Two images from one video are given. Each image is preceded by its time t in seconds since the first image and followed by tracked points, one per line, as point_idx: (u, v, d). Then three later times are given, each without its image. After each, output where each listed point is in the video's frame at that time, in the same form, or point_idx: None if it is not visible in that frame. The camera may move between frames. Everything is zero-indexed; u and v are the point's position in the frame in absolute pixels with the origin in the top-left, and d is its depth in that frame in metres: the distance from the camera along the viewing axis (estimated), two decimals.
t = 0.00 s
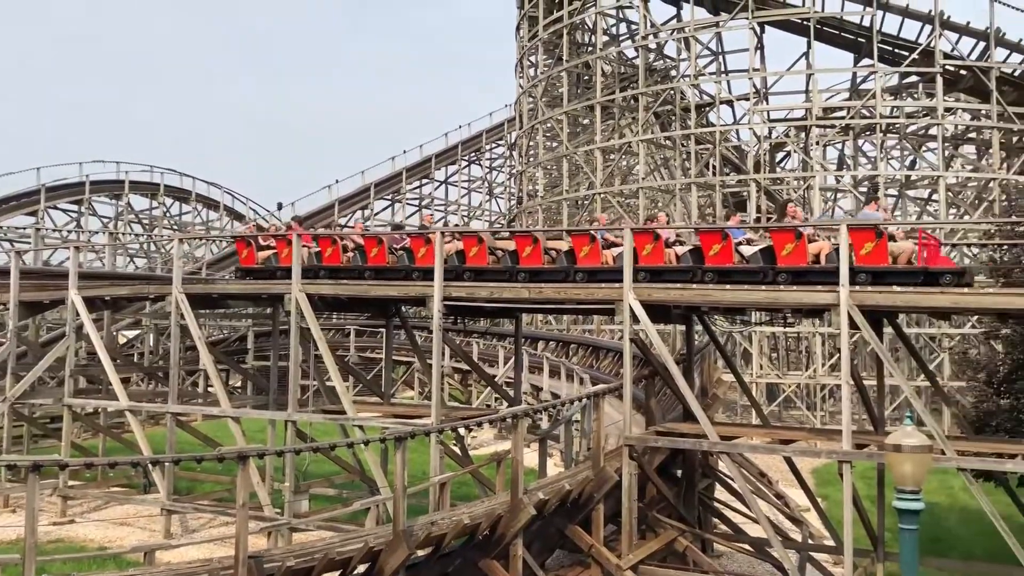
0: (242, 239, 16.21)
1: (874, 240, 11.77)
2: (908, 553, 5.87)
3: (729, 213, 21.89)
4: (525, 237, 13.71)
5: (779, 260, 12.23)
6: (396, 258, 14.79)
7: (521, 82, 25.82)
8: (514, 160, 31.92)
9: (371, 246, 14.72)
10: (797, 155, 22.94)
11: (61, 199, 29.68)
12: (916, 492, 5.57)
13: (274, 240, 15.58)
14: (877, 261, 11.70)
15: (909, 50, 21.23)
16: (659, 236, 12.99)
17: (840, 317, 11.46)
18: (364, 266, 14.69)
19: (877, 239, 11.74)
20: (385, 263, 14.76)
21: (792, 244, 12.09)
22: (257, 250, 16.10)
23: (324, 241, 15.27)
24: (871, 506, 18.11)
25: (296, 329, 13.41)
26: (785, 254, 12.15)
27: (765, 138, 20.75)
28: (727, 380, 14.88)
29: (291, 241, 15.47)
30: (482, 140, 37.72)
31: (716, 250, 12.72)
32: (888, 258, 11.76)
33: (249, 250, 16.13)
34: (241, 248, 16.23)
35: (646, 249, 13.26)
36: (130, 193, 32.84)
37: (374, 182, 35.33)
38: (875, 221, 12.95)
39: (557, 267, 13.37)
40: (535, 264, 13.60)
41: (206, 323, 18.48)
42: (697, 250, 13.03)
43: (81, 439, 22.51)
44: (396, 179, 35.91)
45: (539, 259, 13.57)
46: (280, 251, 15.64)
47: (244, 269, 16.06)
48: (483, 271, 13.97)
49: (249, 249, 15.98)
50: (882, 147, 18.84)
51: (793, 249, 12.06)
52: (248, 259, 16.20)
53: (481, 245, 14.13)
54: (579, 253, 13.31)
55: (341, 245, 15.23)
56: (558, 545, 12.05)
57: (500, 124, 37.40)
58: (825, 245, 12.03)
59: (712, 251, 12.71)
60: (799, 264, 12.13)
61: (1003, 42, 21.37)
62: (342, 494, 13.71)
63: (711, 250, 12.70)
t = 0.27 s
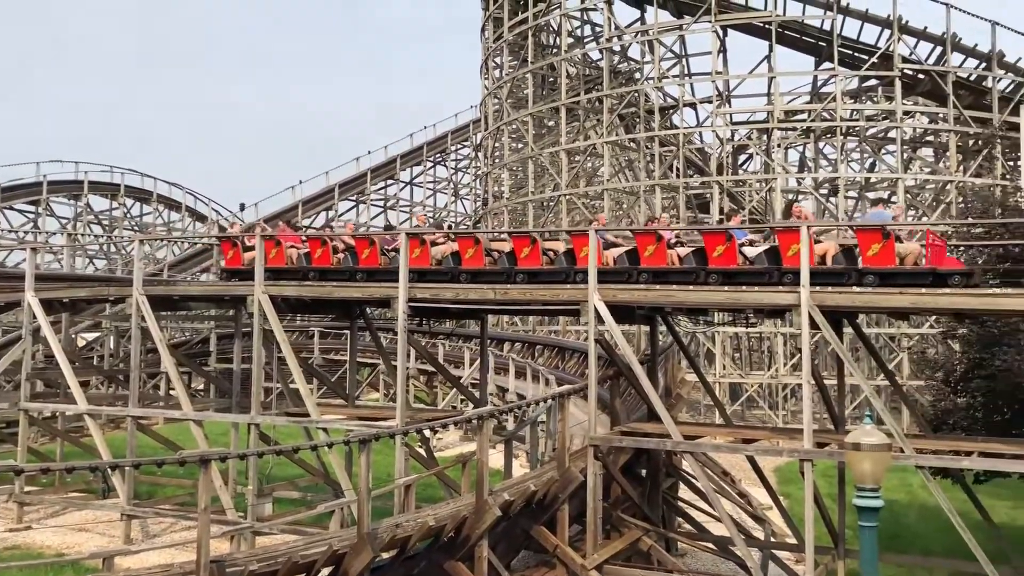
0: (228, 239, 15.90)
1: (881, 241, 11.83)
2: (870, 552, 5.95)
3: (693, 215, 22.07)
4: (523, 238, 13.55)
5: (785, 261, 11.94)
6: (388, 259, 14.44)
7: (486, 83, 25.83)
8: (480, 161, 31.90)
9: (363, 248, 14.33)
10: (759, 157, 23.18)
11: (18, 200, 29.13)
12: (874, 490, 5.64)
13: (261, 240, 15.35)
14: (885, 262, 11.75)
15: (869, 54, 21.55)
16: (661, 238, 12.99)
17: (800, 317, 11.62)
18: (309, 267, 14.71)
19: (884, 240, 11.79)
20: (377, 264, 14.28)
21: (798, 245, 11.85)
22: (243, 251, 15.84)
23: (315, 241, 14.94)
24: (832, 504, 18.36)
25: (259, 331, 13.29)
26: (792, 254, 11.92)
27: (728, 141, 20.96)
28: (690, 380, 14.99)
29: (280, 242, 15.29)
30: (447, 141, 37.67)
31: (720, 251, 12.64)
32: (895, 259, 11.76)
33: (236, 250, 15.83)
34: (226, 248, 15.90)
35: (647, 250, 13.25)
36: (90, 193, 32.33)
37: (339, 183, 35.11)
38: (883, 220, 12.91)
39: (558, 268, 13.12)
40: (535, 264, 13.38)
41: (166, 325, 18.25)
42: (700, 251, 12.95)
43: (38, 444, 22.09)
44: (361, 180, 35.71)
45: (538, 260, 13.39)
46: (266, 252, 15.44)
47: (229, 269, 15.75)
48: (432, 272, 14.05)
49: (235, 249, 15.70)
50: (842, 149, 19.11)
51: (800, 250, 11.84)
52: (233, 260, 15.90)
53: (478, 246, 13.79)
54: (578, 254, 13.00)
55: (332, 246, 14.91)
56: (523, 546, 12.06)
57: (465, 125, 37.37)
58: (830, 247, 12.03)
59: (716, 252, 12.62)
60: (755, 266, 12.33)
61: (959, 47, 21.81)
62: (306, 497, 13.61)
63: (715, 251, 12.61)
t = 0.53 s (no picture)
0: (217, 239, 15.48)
1: (887, 241, 11.71)
2: (839, 550, 6.02)
3: (665, 215, 22.19)
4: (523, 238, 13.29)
5: (790, 261, 12.19)
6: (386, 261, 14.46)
7: (459, 84, 25.82)
8: (452, 162, 31.85)
9: (358, 248, 14.09)
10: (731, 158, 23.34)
11: None
12: (843, 488, 5.69)
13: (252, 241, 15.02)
14: (890, 262, 11.63)
15: (838, 56, 21.78)
16: (663, 239, 12.73)
17: (771, 317, 11.73)
18: (253, 268, 15.03)
19: (889, 240, 11.66)
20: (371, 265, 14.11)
21: (803, 245, 12.08)
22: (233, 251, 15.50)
23: (308, 241, 14.64)
24: (803, 502, 18.53)
25: (230, 333, 13.18)
26: (797, 255, 12.18)
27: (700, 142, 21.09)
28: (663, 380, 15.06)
29: (273, 244, 15.02)
30: (420, 142, 37.58)
31: (723, 252, 12.41)
32: (902, 259, 11.65)
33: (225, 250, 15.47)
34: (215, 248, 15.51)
35: (649, 251, 13.00)
36: (58, 194, 31.90)
37: (310, 183, 34.91)
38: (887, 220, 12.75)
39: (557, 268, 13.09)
40: (534, 265, 13.20)
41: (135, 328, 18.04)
42: (703, 251, 12.78)
43: (4, 449, 21.75)
44: (332, 180, 35.54)
45: (538, 261, 13.18)
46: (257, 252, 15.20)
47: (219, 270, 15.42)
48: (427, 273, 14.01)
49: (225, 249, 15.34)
50: (812, 150, 19.29)
51: (804, 250, 12.10)
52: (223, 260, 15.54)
53: (475, 247, 13.64)
54: (580, 254, 13.22)
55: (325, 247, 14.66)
56: (496, 547, 12.05)
57: (438, 126, 37.31)
58: (835, 247, 12.09)
59: (719, 253, 12.39)
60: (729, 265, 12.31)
61: (926, 50, 22.09)
62: (278, 500, 13.51)
63: (719, 252, 12.37)
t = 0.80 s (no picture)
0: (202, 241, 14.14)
1: (894, 242, 11.36)
2: (798, 550, 6.07)
3: (629, 218, 22.31)
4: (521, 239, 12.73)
5: (796, 262, 11.82)
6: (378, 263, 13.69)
7: (422, 86, 25.75)
8: (416, 164, 31.75)
9: (351, 252, 13.39)
10: (693, 160, 23.52)
11: None
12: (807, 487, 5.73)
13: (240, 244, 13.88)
14: (899, 263, 11.26)
15: (797, 61, 22.03)
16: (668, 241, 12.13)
17: (732, 318, 11.83)
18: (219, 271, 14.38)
19: (897, 241, 11.31)
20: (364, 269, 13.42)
21: (809, 247, 11.73)
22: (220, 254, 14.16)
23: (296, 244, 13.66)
24: (765, 502, 18.71)
25: (190, 337, 12.99)
26: (804, 257, 11.77)
27: (662, 145, 21.23)
28: (627, 381, 15.09)
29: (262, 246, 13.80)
30: (383, 144, 37.42)
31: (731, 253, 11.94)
32: (908, 260, 11.31)
33: (211, 254, 14.12)
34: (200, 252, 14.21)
35: (652, 252, 12.37)
36: (13, 197, 31.27)
37: (271, 186, 34.59)
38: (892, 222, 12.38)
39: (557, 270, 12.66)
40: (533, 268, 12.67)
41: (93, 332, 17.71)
42: (707, 252, 12.27)
43: None
44: (294, 183, 35.24)
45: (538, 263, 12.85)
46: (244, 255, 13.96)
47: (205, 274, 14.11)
48: (423, 277, 13.25)
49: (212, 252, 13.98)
50: (772, 154, 19.50)
51: (811, 252, 11.71)
52: (209, 264, 14.21)
53: (473, 249, 12.91)
54: (582, 256, 12.63)
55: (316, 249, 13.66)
56: (461, 551, 11.99)
57: (402, 128, 37.18)
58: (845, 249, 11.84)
59: (727, 254, 11.95)
60: (692, 267, 12.24)
61: (883, 55, 22.39)
62: (240, 506, 13.32)
63: (727, 254, 11.94)
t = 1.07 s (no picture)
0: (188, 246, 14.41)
1: (899, 245, 11.51)
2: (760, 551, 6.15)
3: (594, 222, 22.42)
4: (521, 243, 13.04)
5: (800, 266, 12.13)
6: (372, 268, 13.84)
7: (387, 90, 25.68)
8: (381, 169, 31.65)
9: (343, 255, 13.76)
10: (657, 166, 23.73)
11: None
12: (769, 489, 5.79)
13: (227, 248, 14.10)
14: (903, 267, 11.45)
15: (759, 68, 22.31)
16: (669, 245, 12.35)
17: (696, 322, 11.93)
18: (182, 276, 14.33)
19: (901, 244, 11.46)
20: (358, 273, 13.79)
21: (812, 251, 12.02)
22: (207, 258, 14.47)
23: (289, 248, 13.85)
24: (729, 504, 18.89)
25: (150, 343, 12.82)
26: (806, 261, 12.07)
27: (627, 150, 21.37)
28: (592, 386, 15.16)
29: (250, 251, 14.07)
30: (348, 148, 37.26)
31: (732, 257, 12.42)
32: (912, 265, 11.48)
33: (198, 257, 14.44)
34: (187, 255, 14.48)
35: (654, 257, 12.53)
36: None
37: (235, 190, 34.25)
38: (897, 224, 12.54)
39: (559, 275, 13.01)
40: (531, 272, 13.13)
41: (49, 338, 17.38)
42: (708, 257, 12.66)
43: None
44: (258, 187, 34.94)
45: (536, 267, 13.11)
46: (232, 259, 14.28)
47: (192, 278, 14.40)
48: (418, 281, 13.51)
49: (199, 257, 14.32)
50: (735, 159, 19.74)
51: (814, 256, 12.00)
52: (196, 268, 14.52)
53: (469, 253, 13.12)
54: (582, 260, 12.93)
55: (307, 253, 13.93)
56: (427, 556, 11.95)
57: (367, 132, 37.05)
58: (844, 253, 12.03)
59: (728, 258, 12.41)
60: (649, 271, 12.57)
61: (843, 62, 22.74)
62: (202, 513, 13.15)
63: (727, 258, 12.40)
